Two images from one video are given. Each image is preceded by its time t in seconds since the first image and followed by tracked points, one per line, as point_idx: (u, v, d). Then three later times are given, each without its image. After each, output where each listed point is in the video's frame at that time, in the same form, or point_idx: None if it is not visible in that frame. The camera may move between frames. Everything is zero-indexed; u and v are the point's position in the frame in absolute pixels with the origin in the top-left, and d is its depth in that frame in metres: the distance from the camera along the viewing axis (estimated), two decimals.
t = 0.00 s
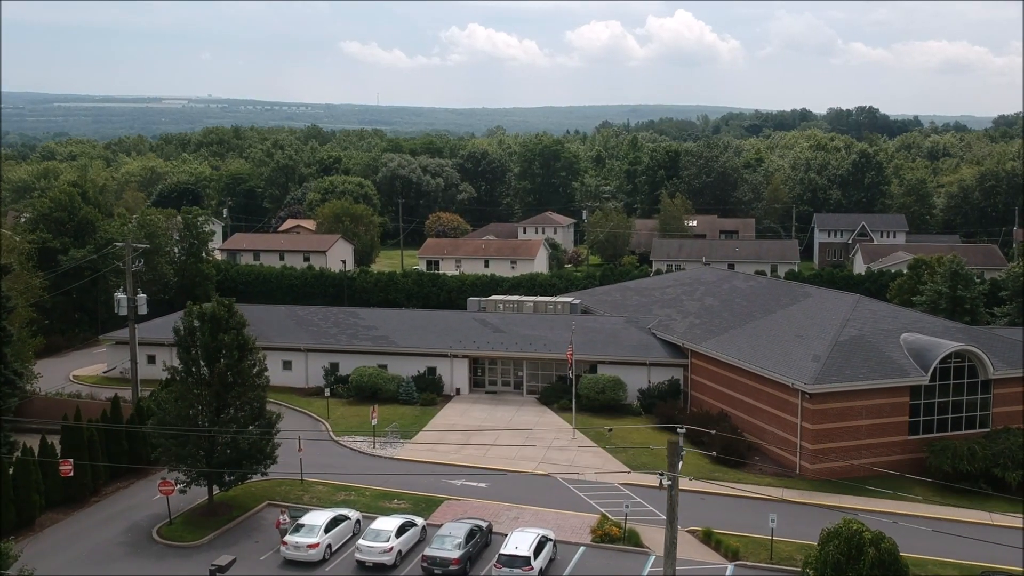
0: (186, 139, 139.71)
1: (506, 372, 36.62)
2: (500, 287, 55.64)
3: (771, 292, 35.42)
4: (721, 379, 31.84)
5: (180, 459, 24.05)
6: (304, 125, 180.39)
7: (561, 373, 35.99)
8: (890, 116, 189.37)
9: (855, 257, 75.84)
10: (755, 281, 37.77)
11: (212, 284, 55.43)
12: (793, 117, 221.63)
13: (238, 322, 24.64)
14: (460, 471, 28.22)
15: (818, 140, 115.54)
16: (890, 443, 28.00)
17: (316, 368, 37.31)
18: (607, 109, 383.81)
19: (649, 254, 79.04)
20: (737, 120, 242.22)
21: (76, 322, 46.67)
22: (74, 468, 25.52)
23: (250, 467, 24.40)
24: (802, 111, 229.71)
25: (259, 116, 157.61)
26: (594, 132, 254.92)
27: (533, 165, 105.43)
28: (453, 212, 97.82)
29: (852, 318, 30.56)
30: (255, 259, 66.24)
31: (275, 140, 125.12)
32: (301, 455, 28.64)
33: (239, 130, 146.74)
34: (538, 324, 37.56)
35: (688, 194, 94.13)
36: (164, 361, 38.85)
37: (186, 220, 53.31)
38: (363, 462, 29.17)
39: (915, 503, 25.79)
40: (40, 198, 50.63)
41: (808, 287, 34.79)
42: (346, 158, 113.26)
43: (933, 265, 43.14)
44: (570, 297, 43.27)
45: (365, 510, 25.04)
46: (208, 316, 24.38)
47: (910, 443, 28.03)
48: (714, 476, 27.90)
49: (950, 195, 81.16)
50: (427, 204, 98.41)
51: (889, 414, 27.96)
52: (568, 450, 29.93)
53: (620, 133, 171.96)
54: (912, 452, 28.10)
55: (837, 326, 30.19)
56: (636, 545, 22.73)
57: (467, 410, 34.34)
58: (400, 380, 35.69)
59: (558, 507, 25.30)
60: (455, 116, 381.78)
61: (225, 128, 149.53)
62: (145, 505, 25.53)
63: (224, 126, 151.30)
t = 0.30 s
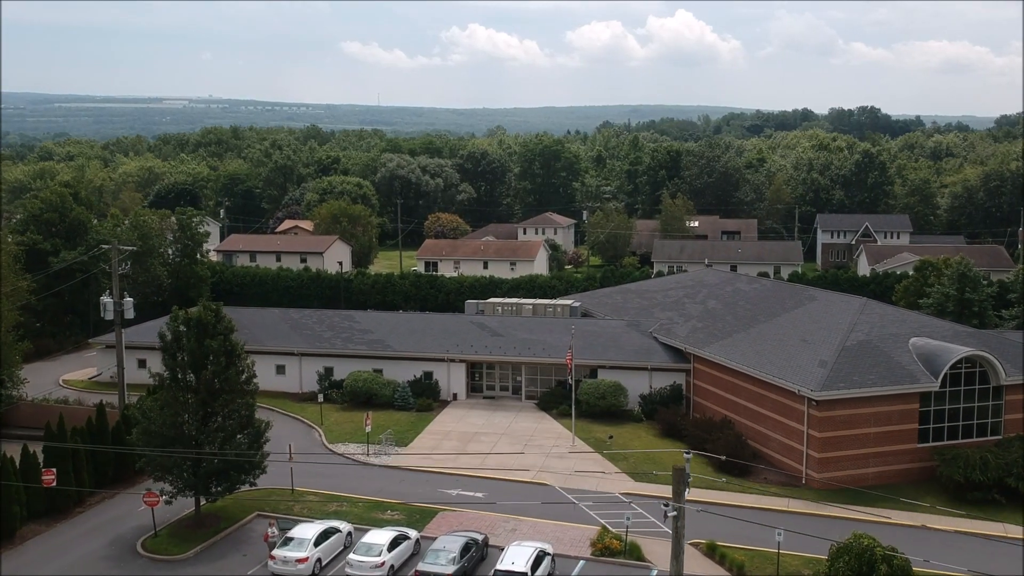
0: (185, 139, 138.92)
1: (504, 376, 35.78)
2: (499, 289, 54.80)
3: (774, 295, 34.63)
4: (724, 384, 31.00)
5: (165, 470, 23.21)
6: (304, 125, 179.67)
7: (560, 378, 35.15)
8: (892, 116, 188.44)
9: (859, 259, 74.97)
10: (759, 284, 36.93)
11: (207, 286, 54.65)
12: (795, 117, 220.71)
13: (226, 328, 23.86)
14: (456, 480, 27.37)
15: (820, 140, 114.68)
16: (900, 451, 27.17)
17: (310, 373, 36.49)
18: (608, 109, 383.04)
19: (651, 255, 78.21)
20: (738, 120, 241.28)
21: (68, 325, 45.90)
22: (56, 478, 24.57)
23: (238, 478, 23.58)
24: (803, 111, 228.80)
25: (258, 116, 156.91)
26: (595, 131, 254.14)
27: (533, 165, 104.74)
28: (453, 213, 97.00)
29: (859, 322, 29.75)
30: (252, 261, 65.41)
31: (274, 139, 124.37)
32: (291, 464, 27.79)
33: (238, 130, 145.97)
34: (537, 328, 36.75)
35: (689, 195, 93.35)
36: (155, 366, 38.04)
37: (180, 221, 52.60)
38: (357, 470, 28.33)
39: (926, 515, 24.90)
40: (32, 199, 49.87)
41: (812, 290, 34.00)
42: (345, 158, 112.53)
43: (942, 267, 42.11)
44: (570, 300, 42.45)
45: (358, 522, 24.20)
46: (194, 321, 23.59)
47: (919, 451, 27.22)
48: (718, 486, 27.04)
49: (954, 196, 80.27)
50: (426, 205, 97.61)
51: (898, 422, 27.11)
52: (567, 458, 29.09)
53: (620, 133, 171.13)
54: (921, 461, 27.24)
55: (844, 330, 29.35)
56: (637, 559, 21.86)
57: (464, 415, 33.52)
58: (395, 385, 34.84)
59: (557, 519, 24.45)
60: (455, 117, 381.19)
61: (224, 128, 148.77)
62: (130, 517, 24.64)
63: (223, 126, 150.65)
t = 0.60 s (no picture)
0: (184, 139, 138.42)
1: (503, 381, 34.97)
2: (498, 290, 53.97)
3: (780, 298, 33.78)
4: (729, 390, 30.14)
5: (150, 481, 22.37)
6: (304, 125, 178.98)
7: (560, 383, 34.30)
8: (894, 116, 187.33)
9: (863, 260, 74.07)
10: (764, 286, 36.08)
11: (202, 288, 53.95)
12: (797, 117, 219.73)
13: (213, 333, 23.07)
14: (453, 490, 26.54)
15: (823, 140, 113.78)
16: (911, 460, 26.29)
17: (304, 378, 35.68)
18: (609, 109, 382.30)
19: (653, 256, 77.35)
20: (740, 120, 240.18)
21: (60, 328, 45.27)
22: (38, 489, 23.79)
23: (225, 488, 22.77)
24: (805, 111, 227.83)
25: (258, 115, 156.22)
26: (596, 131, 253.26)
27: (534, 165, 104.00)
28: (453, 213, 96.20)
29: (867, 326, 28.90)
30: (248, 262, 64.61)
31: (273, 140, 123.58)
32: (282, 473, 26.93)
33: (237, 130, 145.19)
34: (536, 332, 35.90)
35: (691, 195, 92.55)
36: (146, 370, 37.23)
37: (175, 222, 52.03)
38: (350, 480, 27.50)
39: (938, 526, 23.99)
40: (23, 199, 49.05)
41: (819, 292, 33.17)
42: (345, 158, 111.73)
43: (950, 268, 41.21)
44: (570, 302, 41.62)
45: (350, 534, 23.36)
46: (180, 327, 22.79)
47: (930, 459, 26.39)
48: (722, 496, 26.16)
49: (959, 196, 79.39)
50: (426, 205, 96.79)
51: (908, 429, 26.23)
52: (567, 466, 28.24)
53: (621, 133, 170.25)
54: (931, 469, 26.39)
55: (852, 335, 28.51)
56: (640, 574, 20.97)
57: (461, 421, 32.68)
58: (391, 391, 33.99)
59: (556, 530, 23.59)
60: (456, 117, 380.48)
61: (223, 128, 148.01)
62: (114, 530, 23.85)
63: (222, 126, 149.92)
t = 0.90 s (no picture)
0: (182, 140, 137.78)
1: (501, 386, 34.12)
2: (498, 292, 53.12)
3: (785, 302, 32.94)
4: (733, 396, 29.30)
5: (133, 493, 21.53)
6: (304, 125, 178.28)
7: (560, 388, 33.42)
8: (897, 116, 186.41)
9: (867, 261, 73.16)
10: (769, 289, 35.19)
11: (196, 290, 53.21)
12: (798, 117, 219.06)
13: (198, 339, 22.25)
14: (449, 500, 25.67)
15: (825, 140, 112.97)
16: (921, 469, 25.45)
17: (297, 383, 34.84)
18: (611, 109, 381.64)
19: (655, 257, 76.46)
20: (742, 120, 239.39)
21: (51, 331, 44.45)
22: (19, 500, 22.96)
23: (211, 501, 21.95)
24: (807, 111, 227.04)
25: (257, 115, 155.50)
26: (597, 131, 252.54)
27: (535, 165, 103.18)
28: (453, 213, 95.42)
29: (876, 331, 28.04)
30: (244, 263, 63.75)
31: (273, 140, 122.83)
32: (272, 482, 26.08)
33: (237, 130, 144.50)
34: (535, 336, 35.03)
35: (693, 195, 91.72)
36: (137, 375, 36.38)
37: (169, 223, 51.56)
38: (343, 489, 26.65)
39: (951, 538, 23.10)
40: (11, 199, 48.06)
41: (825, 295, 32.35)
42: (344, 158, 110.98)
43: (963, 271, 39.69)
44: (570, 304, 40.76)
45: (341, 547, 22.48)
46: (164, 333, 21.97)
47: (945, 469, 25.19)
48: (728, 506, 25.30)
49: (964, 196, 78.55)
50: (426, 205, 95.93)
51: (919, 438, 25.35)
52: (567, 476, 27.38)
53: (623, 132, 169.49)
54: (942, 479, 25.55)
55: (860, 340, 27.66)
56: None
57: (458, 428, 31.84)
58: (387, 396, 33.15)
59: (555, 543, 22.72)
60: (457, 117, 379.83)
61: (222, 128, 147.29)
62: (97, 542, 23.00)
63: (222, 126, 149.22)
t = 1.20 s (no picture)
0: (181, 140, 136.95)
1: (499, 393, 33.25)
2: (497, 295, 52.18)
3: (791, 306, 32.03)
4: (738, 403, 28.39)
5: (113, 507, 20.68)
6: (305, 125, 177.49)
7: (559, 395, 32.53)
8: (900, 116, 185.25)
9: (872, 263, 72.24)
10: (775, 292, 34.28)
11: (190, 292, 52.37)
12: (801, 117, 218.07)
13: (182, 347, 21.39)
14: (443, 512, 24.78)
15: (829, 140, 112.01)
16: (933, 480, 24.55)
17: (291, 389, 33.99)
18: (613, 108, 380.82)
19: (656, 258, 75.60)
20: (744, 120, 238.35)
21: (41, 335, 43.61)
22: None
23: (195, 515, 21.10)
24: (810, 111, 225.98)
25: (257, 115, 154.77)
26: (598, 131, 251.54)
27: (536, 165, 102.25)
28: (452, 214, 94.58)
29: (885, 336, 27.12)
30: (240, 265, 62.85)
31: (272, 140, 121.98)
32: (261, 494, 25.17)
33: (236, 130, 143.74)
34: (533, 340, 34.15)
35: (695, 196, 90.83)
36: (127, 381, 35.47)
37: (163, 224, 50.96)
38: (334, 501, 25.75)
39: (965, 553, 22.19)
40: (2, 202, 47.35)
41: (832, 299, 31.44)
42: (343, 159, 110.12)
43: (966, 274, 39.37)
44: (570, 308, 39.88)
45: (330, 562, 21.58)
46: (146, 339, 21.09)
47: (958, 479, 24.72)
48: (732, 519, 24.38)
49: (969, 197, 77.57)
50: (425, 205, 95.06)
51: (930, 448, 24.44)
52: (566, 486, 26.49)
53: (625, 132, 168.57)
54: (953, 491, 24.67)
55: (869, 346, 26.75)
56: None
57: (455, 436, 30.96)
58: (382, 403, 32.29)
59: (552, 558, 21.82)
60: (458, 117, 379.09)
61: (222, 128, 146.52)
62: (77, 557, 22.11)
63: (222, 126, 148.45)
